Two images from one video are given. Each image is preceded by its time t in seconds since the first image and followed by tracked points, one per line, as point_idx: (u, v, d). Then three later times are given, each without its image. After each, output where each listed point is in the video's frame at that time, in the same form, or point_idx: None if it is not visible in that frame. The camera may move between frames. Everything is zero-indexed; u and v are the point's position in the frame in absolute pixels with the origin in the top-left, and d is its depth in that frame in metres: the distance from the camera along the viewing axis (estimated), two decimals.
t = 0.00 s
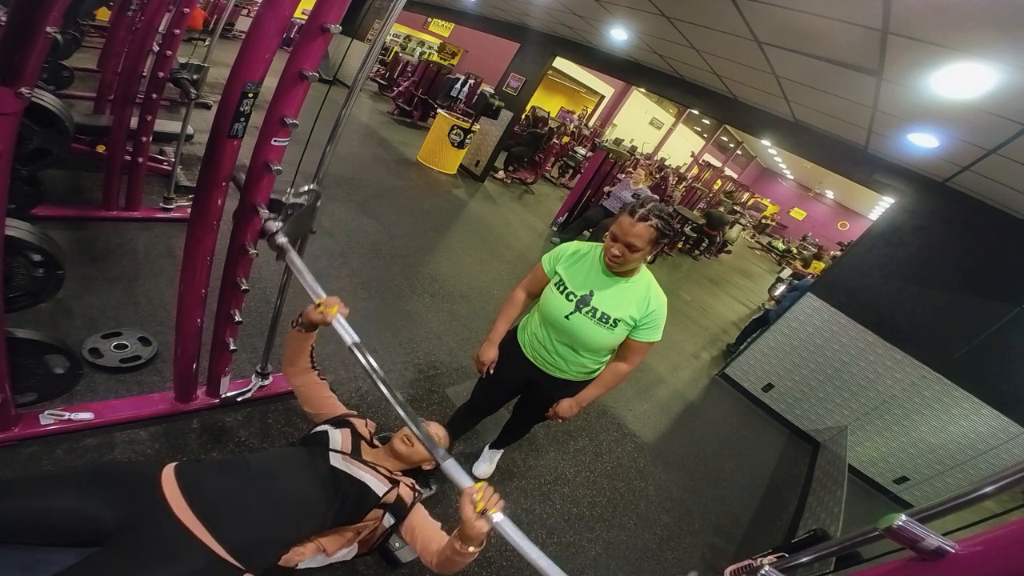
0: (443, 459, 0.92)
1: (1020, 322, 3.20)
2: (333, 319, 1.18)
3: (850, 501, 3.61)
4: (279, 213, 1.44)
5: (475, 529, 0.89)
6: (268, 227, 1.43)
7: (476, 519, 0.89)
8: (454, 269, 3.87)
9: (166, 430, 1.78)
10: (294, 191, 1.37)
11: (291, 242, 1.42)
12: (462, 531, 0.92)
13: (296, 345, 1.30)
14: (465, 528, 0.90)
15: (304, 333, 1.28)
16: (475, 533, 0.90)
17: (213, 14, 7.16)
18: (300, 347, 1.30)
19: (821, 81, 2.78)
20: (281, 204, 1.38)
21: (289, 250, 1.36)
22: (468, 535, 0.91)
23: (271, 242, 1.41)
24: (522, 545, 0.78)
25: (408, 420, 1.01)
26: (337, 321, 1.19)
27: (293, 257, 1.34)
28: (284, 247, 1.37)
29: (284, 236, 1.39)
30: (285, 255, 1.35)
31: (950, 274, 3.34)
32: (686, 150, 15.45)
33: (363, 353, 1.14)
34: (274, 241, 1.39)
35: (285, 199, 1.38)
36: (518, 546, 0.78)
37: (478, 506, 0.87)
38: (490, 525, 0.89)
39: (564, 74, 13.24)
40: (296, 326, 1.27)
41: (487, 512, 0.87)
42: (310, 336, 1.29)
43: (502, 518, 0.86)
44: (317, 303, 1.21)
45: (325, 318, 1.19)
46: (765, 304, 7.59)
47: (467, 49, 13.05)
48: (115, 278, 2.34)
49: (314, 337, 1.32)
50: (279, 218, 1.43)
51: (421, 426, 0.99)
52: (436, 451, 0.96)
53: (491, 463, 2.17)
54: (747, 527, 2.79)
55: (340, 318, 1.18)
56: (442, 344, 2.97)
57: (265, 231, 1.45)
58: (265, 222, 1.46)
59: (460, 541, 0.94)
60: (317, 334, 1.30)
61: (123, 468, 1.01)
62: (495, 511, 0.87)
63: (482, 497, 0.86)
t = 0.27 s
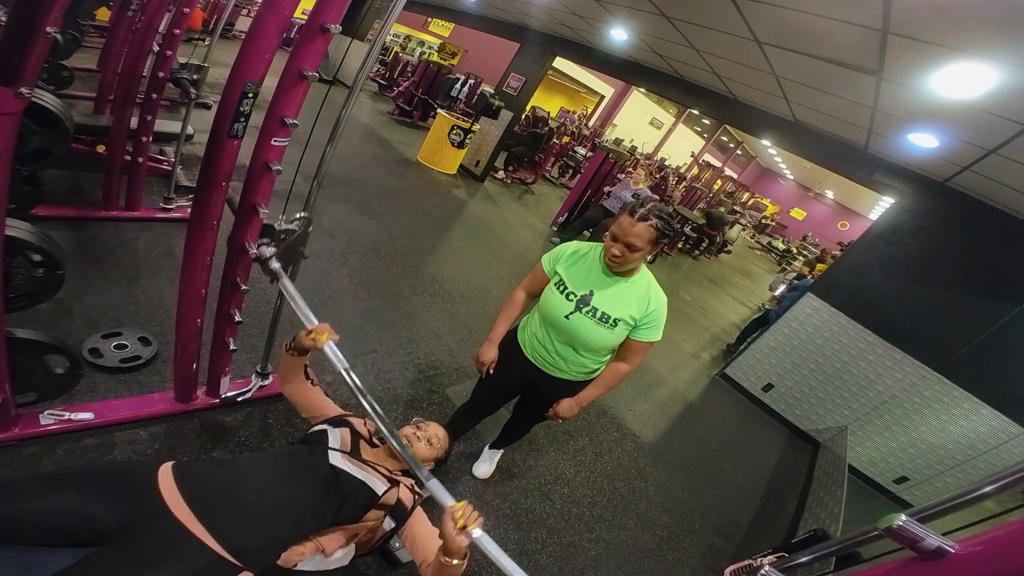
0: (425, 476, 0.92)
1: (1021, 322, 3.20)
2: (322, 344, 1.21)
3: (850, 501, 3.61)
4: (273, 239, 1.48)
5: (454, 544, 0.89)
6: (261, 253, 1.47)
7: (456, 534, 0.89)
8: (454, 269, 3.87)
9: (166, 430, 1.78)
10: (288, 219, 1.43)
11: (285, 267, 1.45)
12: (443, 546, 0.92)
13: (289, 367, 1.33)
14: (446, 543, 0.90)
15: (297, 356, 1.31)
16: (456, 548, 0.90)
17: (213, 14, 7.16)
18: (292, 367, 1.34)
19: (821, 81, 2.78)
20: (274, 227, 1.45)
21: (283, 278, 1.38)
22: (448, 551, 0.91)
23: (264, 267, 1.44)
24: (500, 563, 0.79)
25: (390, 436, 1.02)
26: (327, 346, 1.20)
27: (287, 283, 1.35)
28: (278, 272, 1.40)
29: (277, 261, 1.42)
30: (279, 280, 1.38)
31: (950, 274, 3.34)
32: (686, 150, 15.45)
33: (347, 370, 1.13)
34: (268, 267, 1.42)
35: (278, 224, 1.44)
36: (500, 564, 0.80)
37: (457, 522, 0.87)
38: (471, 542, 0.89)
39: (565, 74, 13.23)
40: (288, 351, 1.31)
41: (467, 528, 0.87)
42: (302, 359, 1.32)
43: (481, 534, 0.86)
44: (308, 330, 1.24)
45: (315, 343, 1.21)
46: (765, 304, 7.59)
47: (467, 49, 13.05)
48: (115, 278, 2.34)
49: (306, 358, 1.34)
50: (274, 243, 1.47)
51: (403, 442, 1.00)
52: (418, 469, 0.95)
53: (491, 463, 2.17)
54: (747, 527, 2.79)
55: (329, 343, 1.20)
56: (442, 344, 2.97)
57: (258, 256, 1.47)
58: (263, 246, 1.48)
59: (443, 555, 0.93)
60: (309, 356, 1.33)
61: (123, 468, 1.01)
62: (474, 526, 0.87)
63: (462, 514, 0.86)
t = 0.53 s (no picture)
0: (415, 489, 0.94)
1: (1021, 322, 3.20)
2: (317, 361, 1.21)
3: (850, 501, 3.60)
4: (266, 255, 1.47)
5: (443, 553, 0.90)
6: (256, 268, 1.45)
7: (443, 543, 0.89)
8: (454, 269, 3.87)
9: (166, 430, 1.78)
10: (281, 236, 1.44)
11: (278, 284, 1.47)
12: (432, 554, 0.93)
13: (287, 382, 1.33)
14: (434, 553, 0.91)
15: (294, 373, 1.32)
16: (444, 557, 0.91)
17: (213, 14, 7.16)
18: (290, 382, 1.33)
19: (821, 81, 2.78)
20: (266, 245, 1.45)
21: (278, 295, 1.40)
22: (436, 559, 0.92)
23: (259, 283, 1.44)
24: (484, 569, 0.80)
25: (377, 447, 1.00)
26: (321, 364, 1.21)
27: (282, 300, 1.37)
28: (274, 291, 1.41)
29: (273, 279, 1.43)
30: (274, 299, 1.39)
31: (950, 274, 3.34)
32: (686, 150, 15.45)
33: (341, 386, 1.10)
34: (263, 284, 1.42)
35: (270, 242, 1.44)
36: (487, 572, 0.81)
37: (445, 533, 0.88)
38: (458, 551, 0.90)
39: (565, 74, 13.23)
40: (284, 367, 1.31)
41: (454, 537, 0.88)
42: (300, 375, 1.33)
43: (467, 543, 0.87)
44: (302, 347, 1.25)
45: (311, 360, 1.23)
46: (765, 304, 7.59)
47: (467, 48, 13.05)
48: (115, 278, 2.34)
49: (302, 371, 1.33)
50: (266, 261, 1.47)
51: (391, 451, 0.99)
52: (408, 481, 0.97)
53: (491, 463, 2.17)
54: (747, 527, 2.79)
55: (323, 360, 1.21)
56: (442, 344, 2.97)
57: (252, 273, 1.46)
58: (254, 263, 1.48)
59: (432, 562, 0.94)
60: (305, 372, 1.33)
61: (123, 468, 1.01)
62: (461, 536, 0.88)
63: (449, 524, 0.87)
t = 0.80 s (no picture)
0: (409, 494, 0.94)
1: (1021, 322, 3.20)
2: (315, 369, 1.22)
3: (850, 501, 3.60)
4: (264, 264, 1.51)
5: (437, 557, 0.90)
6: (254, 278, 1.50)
7: (437, 548, 0.90)
8: (454, 269, 3.87)
9: (166, 430, 1.78)
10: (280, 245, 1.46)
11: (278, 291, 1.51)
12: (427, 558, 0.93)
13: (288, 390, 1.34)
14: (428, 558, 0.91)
15: (294, 382, 1.32)
16: (438, 562, 0.91)
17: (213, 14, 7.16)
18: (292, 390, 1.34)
19: (821, 81, 2.78)
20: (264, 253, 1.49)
21: (276, 303, 1.43)
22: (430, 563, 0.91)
23: (259, 292, 1.49)
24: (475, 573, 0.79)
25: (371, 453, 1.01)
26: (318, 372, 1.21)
27: (280, 308, 1.40)
28: (272, 300, 1.46)
29: (271, 287, 1.48)
30: (272, 307, 1.43)
31: (950, 274, 3.34)
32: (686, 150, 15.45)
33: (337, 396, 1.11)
34: (262, 293, 1.47)
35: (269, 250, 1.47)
36: None
37: (438, 538, 0.88)
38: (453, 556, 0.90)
39: (565, 74, 13.22)
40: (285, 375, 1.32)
41: (448, 543, 0.88)
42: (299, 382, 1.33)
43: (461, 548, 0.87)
44: (300, 356, 1.26)
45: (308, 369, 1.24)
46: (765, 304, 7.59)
47: (467, 48, 13.05)
48: (115, 278, 2.34)
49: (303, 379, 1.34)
50: (265, 269, 1.50)
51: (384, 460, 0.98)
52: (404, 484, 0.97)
53: (491, 463, 2.17)
54: (747, 527, 2.79)
55: (319, 368, 1.21)
56: (442, 344, 2.97)
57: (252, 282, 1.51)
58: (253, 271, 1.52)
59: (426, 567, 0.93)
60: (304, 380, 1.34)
61: (123, 468, 1.01)
62: (455, 541, 0.88)
63: (442, 531, 0.87)
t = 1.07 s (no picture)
0: (412, 490, 0.95)
1: (1021, 322, 3.20)
2: (316, 365, 1.23)
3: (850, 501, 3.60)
4: (265, 258, 1.47)
5: (440, 555, 0.89)
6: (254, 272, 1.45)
7: (441, 545, 0.89)
8: (454, 269, 3.87)
9: (166, 430, 1.78)
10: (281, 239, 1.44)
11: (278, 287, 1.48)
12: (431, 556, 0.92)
13: (289, 385, 1.34)
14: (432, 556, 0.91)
15: (295, 377, 1.32)
16: (441, 560, 0.90)
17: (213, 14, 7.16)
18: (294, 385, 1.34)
19: (820, 81, 2.78)
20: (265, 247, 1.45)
21: (277, 297, 1.42)
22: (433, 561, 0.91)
23: (259, 287, 1.45)
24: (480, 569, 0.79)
25: (376, 450, 1.03)
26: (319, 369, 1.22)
27: (281, 302, 1.39)
28: (274, 295, 1.43)
29: (272, 282, 1.45)
30: (274, 302, 1.41)
31: (950, 274, 3.34)
32: (686, 150, 15.46)
33: (340, 392, 1.12)
34: (263, 287, 1.44)
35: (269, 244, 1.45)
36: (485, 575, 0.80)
37: (441, 535, 0.88)
38: (455, 553, 0.89)
39: (565, 74, 13.22)
40: (286, 368, 1.32)
41: (451, 540, 0.88)
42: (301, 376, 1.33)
43: (465, 545, 0.87)
44: (301, 350, 1.26)
45: (309, 365, 1.25)
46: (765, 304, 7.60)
47: (467, 48, 13.06)
48: (115, 278, 2.34)
49: (307, 373, 1.35)
50: (264, 262, 1.46)
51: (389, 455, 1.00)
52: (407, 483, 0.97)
53: (491, 463, 2.17)
54: (747, 527, 2.79)
55: (322, 364, 1.22)
56: (442, 344, 2.97)
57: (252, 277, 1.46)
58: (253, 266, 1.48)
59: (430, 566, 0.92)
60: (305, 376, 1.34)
61: (123, 468, 1.01)
62: (458, 538, 0.88)
63: (445, 526, 0.87)
